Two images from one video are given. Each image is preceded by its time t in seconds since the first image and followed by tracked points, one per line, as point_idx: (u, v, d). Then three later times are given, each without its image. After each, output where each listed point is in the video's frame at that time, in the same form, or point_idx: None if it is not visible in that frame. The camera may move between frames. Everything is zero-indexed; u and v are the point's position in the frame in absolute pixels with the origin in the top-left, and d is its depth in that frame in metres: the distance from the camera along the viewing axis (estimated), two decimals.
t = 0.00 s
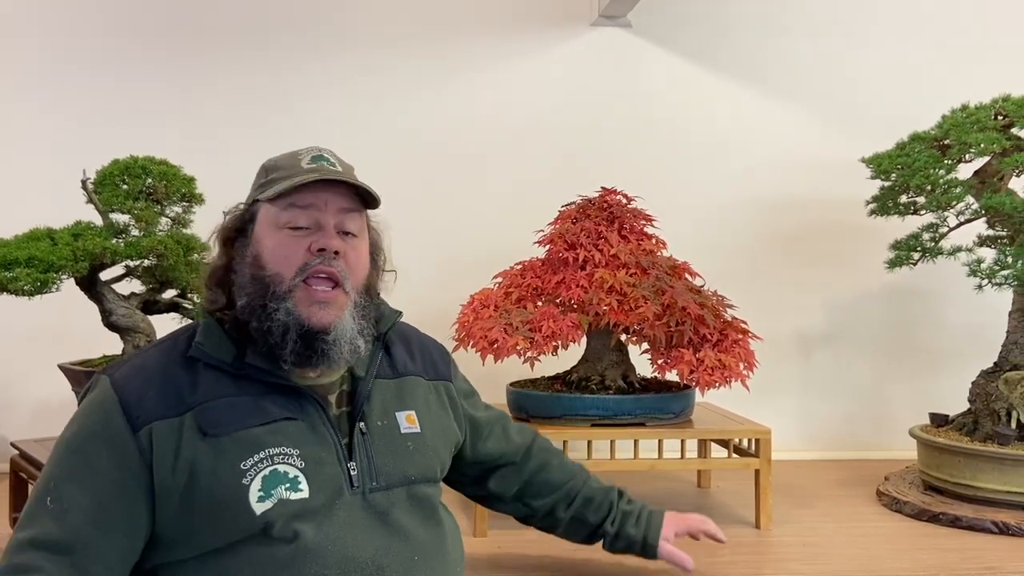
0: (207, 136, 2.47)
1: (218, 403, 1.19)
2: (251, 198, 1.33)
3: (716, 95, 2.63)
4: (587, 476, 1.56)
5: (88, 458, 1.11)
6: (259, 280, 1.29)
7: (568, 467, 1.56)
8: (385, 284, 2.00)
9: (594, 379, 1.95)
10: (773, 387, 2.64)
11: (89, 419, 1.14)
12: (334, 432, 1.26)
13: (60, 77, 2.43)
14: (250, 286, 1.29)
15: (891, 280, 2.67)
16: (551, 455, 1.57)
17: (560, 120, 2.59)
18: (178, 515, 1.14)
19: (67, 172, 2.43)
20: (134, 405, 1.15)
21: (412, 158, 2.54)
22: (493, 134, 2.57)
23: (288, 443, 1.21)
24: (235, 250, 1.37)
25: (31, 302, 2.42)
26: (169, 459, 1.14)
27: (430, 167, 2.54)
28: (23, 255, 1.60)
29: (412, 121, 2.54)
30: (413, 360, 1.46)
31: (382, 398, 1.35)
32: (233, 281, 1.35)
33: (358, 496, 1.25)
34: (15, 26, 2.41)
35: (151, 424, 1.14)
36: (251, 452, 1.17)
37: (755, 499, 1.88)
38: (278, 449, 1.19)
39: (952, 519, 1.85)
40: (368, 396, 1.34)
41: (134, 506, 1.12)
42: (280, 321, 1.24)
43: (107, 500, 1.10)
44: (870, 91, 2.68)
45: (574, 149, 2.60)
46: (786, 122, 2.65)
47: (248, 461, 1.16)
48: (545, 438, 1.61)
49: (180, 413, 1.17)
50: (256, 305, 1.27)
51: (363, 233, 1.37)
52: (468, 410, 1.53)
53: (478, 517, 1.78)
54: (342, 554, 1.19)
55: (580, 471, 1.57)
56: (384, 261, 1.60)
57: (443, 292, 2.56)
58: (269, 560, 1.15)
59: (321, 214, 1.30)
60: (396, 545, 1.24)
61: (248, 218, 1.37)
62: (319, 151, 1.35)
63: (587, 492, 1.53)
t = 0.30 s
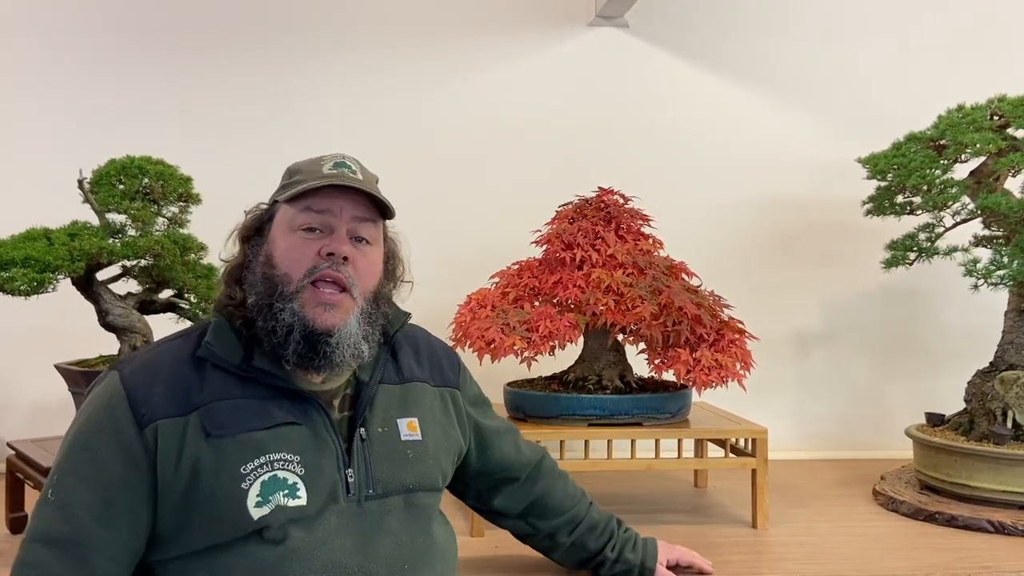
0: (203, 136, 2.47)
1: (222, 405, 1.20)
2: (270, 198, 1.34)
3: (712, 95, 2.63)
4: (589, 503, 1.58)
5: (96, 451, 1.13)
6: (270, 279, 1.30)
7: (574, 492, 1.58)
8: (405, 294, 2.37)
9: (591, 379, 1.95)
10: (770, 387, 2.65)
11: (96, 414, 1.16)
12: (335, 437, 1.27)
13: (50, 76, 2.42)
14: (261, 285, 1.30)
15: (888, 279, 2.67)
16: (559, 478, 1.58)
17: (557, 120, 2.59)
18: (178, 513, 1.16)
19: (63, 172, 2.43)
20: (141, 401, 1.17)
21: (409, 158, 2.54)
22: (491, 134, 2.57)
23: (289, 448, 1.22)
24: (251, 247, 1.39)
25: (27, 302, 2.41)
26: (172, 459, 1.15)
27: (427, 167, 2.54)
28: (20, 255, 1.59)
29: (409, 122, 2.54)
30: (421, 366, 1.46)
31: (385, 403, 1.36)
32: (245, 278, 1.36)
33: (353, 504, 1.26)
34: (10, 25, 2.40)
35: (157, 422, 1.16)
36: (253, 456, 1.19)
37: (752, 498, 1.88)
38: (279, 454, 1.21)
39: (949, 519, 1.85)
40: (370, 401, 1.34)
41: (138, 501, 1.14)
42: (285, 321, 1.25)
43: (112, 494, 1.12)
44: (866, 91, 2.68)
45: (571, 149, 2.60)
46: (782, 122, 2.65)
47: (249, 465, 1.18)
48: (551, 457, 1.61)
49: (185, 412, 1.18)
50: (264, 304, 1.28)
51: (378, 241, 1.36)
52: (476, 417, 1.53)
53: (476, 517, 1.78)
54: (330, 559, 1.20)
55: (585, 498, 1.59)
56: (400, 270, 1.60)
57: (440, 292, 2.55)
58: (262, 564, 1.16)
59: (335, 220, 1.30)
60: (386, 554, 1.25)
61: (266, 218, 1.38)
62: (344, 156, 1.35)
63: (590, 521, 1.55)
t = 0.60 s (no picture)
0: (200, 136, 2.47)
1: (209, 406, 1.22)
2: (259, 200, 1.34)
3: (709, 95, 2.64)
4: (591, 504, 1.57)
5: (93, 457, 1.15)
6: (258, 281, 1.30)
7: (578, 495, 1.57)
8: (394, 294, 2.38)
9: (587, 378, 1.96)
10: (767, 386, 2.65)
11: (88, 418, 1.17)
12: (321, 435, 1.29)
13: (47, 75, 2.41)
14: (248, 286, 1.30)
15: (884, 279, 2.68)
16: (564, 481, 1.56)
17: (554, 120, 2.59)
18: (172, 515, 1.18)
19: (59, 171, 2.42)
20: (131, 405, 1.18)
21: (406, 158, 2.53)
22: (487, 134, 2.57)
23: (275, 449, 1.23)
24: (240, 249, 1.39)
25: (23, 302, 2.40)
26: (162, 462, 1.17)
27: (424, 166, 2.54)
28: (15, 255, 1.59)
29: (405, 122, 2.54)
30: (410, 360, 1.46)
31: (371, 400, 1.37)
32: (232, 279, 1.36)
33: (339, 503, 1.27)
34: (6, 24, 2.39)
35: (148, 425, 1.17)
36: (239, 458, 1.20)
37: (747, 498, 1.88)
38: (265, 455, 1.22)
39: (943, 518, 1.86)
40: (355, 398, 1.36)
41: (140, 505, 1.16)
42: (272, 322, 1.25)
43: (114, 499, 1.14)
44: (862, 91, 2.69)
45: (568, 149, 2.60)
46: (778, 122, 2.66)
47: (235, 466, 1.19)
48: (558, 455, 1.61)
49: (173, 415, 1.20)
50: (251, 305, 1.28)
51: (367, 244, 1.37)
52: (475, 416, 1.53)
53: (471, 517, 1.78)
54: (313, 558, 1.21)
55: (589, 500, 1.58)
56: (391, 270, 1.60)
57: (436, 291, 2.55)
58: (248, 564, 1.18)
59: (323, 223, 1.30)
60: (371, 553, 1.26)
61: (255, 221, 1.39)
62: (334, 159, 1.35)
63: (591, 527, 1.54)
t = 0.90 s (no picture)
0: (197, 136, 2.46)
1: (209, 404, 1.22)
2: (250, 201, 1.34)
3: (705, 96, 2.64)
4: (586, 504, 1.58)
5: (95, 458, 1.15)
6: (251, 280, 1.30)
7: (572, 493, 1.57)
8: (388, 292, 2.40)
9: (584, 378, 1.96)
10: (763, 386, 2.66)
11: (88, 417, 1.17)
12: (321, 432, 1.29)
13: (43, 76, 2.41)
14: (242, 285, 1.30)
15: (880, 279, 2.68)
16: (558, 480, 1.57)
17: (551, 121, 2.59)
18: (175, 515, 1.18)
19: (55, 171, 2.42)
20: (131, 404, 1.18)
21: (403, 158, 2.53)
22: (484, 134, 2.57)
23: (275, 447, 1.23)
24: (233, 249, 1.39)
25: (19, 302, 2.40)
26: (163, 460, 1.17)
27: (421, 166, 2.54)
28: (11, 255, 1.59)
29: (402, 122, 2.54)
30: (406, 358, 1.47)
31: (368, 397, 1.37)
32: (226, 278, 1.36)
33: (339, 499, 1.27)
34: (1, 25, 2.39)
35: (149, 424, 1.17)
36: (240, 455, 1.20)
37: (744, 497, 1.89)
38: (265, 453, 1.22)
39: (939, 517, 1.86)
40: (353, 396, 1.36)
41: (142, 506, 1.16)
42: (268, 319, 1.25)
43: (117, 500, 1.14)
44: (859, 91, 2.69)
45: (565, 149, 2.60)
46: (775, 122, 2.66)
47: (235, 464, 1.19)
48: (552, 455, 1.61)
49: (174, 413, 1.20)
50: (245, 303, 1.28)
51: (360, 241, 1.37)
52: (471, 415, 1.53)
53: (468, 516, 1.78)
54: (314, 554, 1.21)
55: (584, 499, 1.58)
56: (384, 269, 1.60)
57: (433, 292, 2.55)
58: (249, 562, 1.18)
59: (315, 221, 1.30)
60: (372, 550, 1.26)
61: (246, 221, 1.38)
62: (325, 159, 1.35)
63: (586, 526, 1.54)
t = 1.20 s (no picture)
0: (193, 136, 2.46)
1: (203, 406, 1.22)
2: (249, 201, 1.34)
3: (702, 96, 2.64)
4: (582, 504, 1.58)
5: (85, 459, 1.14)
6: (250, 279, 1.30)
7: (569, 493, 1.57)
8: (385, 292, 2.44)
9: (581, 378, 1.96)
10: (760, 385, 2.66)
11: (81, 419, 1.16)
12: (317, 433, 1.29)
13: (39, 75, 2.40)
14: (240, 284, 1.30)
15: (877, 279, 2.69)
16: (555, 480, 1.56)
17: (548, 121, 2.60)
18: (167, 516, 1.18)
19: (51, 171, 2.41)
20: (124, 406, 1.18)
21: (400, 158, 2.53)
22: (481, 134, 2.57)
23: (269, 448, 1.23)
24: (230, 249, 1.38)
25: (14, 302, 2.40)
26: (155, 463, 1.16)
27: (418, 167, 2.54)
28: (7, 255, 1.59)
29: (399, 122, 2.54)
30: (402, 358, 1.47)
31: (365, 398, 1.37)
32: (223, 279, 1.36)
33: (335, 500, 1.27)
34: None
35: (141, 427, 1.17)
36: (233, 457, 1.20)
37: (740, 496, 1.89)
38: (259, 454, 1.22)
39: (936, 517, 1.87)
40: (349, 397, 1.35)
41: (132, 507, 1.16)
42: (267, 318, 1.25)
43: (107, 501, 1.14)
44: (856, 91, 2.69)
45: (562, 149, 2.60)
46: (771, 122, 2.66)
47: (229, 466, 1.19)
48: (549, 455, 1.61)
49: (167, 416, 1.19)
50: (244, 303, 1.28)
51: (357, 241, 1.37)
52: (467, 415, 1.53)
53: (465, 516, 1.79)
54: (310, 554, 1.21)
55: (581, 499, 1.58)
56: (381, 269, 1.59)
57: (431, 292, 2.55)
58: (244, 562, 1.18)
59: (314, 220, 1.30)
60: (368, 550, 1.26)
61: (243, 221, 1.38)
62: (322, 158, 1.35)
63: (583, 526, 1.55)
